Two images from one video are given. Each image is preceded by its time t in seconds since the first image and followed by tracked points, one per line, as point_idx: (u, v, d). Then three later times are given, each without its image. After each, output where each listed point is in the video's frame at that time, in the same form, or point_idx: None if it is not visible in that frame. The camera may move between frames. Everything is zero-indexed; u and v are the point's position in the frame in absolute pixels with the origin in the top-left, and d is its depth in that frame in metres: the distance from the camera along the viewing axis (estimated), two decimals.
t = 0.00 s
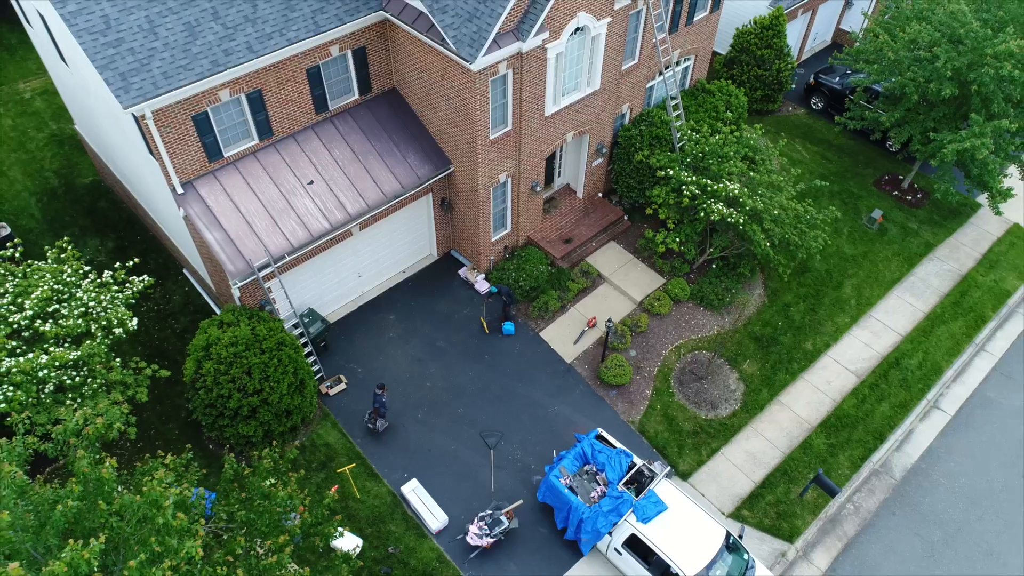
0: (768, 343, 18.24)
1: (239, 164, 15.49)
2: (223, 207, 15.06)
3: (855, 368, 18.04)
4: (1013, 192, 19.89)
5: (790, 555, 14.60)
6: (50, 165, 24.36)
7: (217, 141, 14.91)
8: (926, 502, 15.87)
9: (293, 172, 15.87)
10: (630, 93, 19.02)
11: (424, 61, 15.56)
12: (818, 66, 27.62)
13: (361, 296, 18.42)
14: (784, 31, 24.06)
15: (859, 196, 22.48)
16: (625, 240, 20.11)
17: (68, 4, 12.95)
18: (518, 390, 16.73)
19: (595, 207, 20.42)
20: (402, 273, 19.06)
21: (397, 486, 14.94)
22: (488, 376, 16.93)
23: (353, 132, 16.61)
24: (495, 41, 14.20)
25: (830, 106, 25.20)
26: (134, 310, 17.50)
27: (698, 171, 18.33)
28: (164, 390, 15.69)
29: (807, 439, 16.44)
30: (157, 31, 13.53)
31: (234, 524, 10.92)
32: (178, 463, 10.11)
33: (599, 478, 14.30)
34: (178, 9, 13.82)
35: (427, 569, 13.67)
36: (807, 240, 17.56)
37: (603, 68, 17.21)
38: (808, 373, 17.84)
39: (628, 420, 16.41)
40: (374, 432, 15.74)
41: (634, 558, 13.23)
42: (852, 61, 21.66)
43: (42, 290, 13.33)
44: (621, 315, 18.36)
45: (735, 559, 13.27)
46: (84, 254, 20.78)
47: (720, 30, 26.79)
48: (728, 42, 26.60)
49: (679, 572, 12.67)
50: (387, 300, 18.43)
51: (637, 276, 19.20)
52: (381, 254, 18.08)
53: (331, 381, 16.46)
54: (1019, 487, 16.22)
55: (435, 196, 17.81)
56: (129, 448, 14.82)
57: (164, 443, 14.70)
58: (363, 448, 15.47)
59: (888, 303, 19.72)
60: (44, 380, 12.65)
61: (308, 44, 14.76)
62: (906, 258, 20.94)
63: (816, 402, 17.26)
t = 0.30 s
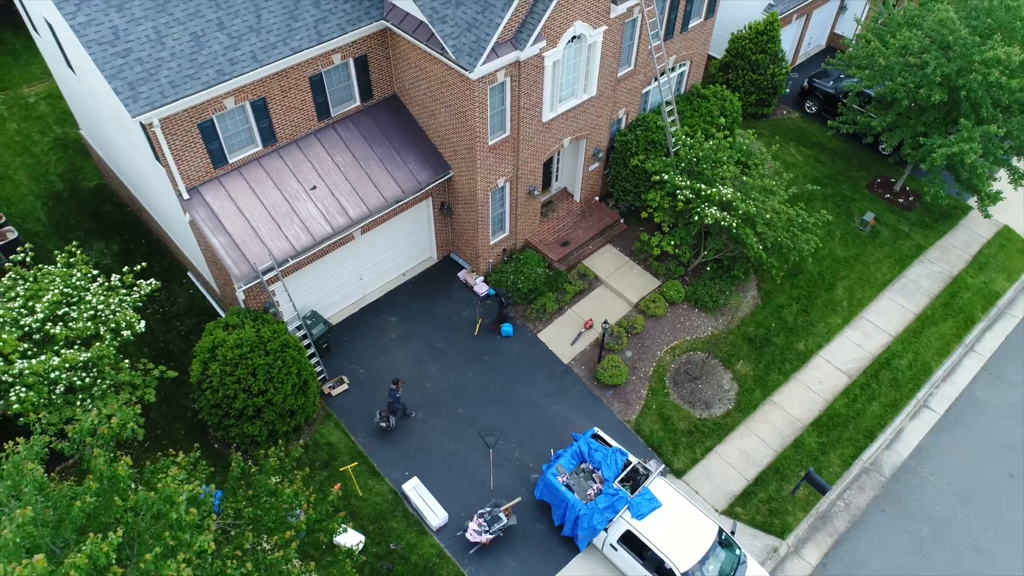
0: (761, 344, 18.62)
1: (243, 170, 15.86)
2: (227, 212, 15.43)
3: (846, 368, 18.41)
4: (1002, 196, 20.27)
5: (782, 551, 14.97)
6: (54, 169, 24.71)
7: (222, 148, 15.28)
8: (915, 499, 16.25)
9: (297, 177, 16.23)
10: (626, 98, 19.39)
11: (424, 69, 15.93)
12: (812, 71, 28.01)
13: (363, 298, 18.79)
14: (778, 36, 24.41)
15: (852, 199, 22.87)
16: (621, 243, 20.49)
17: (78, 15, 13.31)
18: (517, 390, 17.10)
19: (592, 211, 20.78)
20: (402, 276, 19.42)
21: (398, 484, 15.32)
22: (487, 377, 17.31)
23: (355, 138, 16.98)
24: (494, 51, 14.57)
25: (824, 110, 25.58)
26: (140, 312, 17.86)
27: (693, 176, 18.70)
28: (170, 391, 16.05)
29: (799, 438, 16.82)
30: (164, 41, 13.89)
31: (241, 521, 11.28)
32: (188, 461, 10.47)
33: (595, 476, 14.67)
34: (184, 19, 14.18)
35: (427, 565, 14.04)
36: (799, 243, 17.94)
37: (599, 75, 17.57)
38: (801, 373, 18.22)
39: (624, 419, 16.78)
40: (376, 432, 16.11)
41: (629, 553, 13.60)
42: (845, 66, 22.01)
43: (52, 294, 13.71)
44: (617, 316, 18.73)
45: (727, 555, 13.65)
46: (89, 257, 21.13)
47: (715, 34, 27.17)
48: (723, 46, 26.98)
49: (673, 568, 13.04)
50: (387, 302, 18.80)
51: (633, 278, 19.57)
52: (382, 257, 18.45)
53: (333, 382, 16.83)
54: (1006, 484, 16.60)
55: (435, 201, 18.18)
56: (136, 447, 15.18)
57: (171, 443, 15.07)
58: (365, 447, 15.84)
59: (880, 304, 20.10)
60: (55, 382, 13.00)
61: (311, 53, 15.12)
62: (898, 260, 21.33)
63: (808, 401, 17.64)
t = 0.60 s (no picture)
0: (754, 345, 19.02)
1: (248, 176, 16.24)
2: (233, 217, 15.81)
3: (838, 368, 18.81)
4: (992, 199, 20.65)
5: (773, 547, 15.35)
6: (60, 172, 25.10)
7: (227, 154, 15.66)
8: (904, 496, 16.64)
9: (300, 183, 16.61)
10: (622, 104, 19.77)
11: (424, 76, 16.30)
12: (806, 74, 28.43)
13: (364, 300, 19.16)
14: (772, 41, 24.80)
15: (845, 202, 23.26)
16: (617, 245, 20.87)
17: (88, 26, 13.68)
18: (515, 390, 17.48)
19: (589, 214, 21.16)
20: (403, 278, 19.80)
21: (399, 482, 15.69)
22: (486, 377, 17.68)
23: (356, 144, 17.35)
24: (492, 59, 14.95)
25: (818, 113, 25.98)
26: (146, 314, 18.23)
27: (687, 180, 19.08)
28: (176, 391, 16.43)
29: (791, 436, 17.21)
30: (171, 50, 14.26)
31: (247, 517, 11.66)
32: (198, 459, 10.85)
33: (591, 474, 15.05)
34: (191, 29, 14.55)
35: (428, 560, 14.42)
36: (791, 246, 18.32)
37: (595, 81, 17.94)
38: (793, 373, 18.61)
39: (620, 418, 17.16)
40: (378, 431, 16.50)
41: (624, 549, 13.99)
42: (837, 71, 22.38)
43: (63, 296, 14.07)
44: (614, 318, 19.10)
45: (720, 550, 14.04)
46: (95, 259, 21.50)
47: (711, 39, 27.58)
48: (719, 51, 27.39)
49: (667, 563, 13.42)
50: (388, 304, 19.17)
51: (630, 280, 19.95)
52: (383, 260, 18.82)
53: (336, 382, 17.22)
54: (993, 482, 16.99)
55: (435, 205, 18.56)
56: (143, 446, 15.55)
57: (178, 442, 15.44)
58: (367, 446, 16.22)
59: (871, 305, 20.49)
60: (66, 382, 13.36)
61: (314, 62, 15.50)
62: (889, 262, 21.72)
63: (800, 401, 18.03)
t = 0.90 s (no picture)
0: (748, 345, 19.41)
1: (252, 181, 16.61)
2: (238, 221, 16.19)
3: (830, 368, 19.21)
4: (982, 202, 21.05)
5: (766, 543, 15.75)
6: (65, 176, 25.53)
7: (233, 160, 16.04)
8: (894, 493, 17.04)
9: (303, 188, 16.99)
10: (619, 109, 20.16)
11: (425, 84, 16.69)
12: (801, 79, 28.83)
13: (366, 302, 19.55)
14: (767, 46, 25.18)
15: (838, 205, 23.65)
16: (614, 248, 21.27)
17: (98, 36, 14.07)
18: (515, 390, 17.88)
19: (586, 217, 21.57)
20: (404, 280, 20.19)
21: (401, 480, 16.08)
22: (486, 377, 18.08)
23: (358, 149, 17.74)
24: (491, 68, 15.35)
25: (812, 117, 26.37)
26: (153, 316, 18.62)
27: (683, 184, 19.47)
28: (183, 391, 16.81)
29: (783, 435, 17.61)
30: (178, 60, 14.65)
31: (255, 513, 12.05)
32: (207, 457, 11.25)
33: (589, 472, 15.45)
34: (198, 39, 14.94)
35: (429, 556, 14.80)
36: (784, 249, 18.70)
37: (592, 88, 18.33)
38: (786, 373, 19.00)
39: (617, 418, 17.56)
40: (380, 430, 16.89)
41: (620, 544, 14.38)
42: (831, 77, 22.75)
43: (73, 300, 14.45)
44: (611, 319, 19.50)
45: (713, 546, 14.43)
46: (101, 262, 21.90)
47: (707, 44, 27.99)
48: (714, 55, 27.81)
49: (661, 558, 13.80)
50: (390, 306, 19.57)
51: (626, 282, 20.36)
52: (385, 263, 19.21)
53: (339, 382, 17.60)
54: (982, 479, 17.39)
55: (435, 209, 18.94)
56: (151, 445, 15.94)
57: (185, 441, 15.83)
58: (370, 445, 16.61)
59: (864, 307, 20.88)
60: (77, 383, 13.73)
61: (317, 70, 15.89)
62: (882, 264, 22.11)
63: (793, 400, 18.43)
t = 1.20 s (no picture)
0: (742, 346, 19.81)
1: (257, 186, 17.00)
2: (243, 226, 16.58)
3: (823, 368, 19.61)
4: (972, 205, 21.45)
5: (758, 539, 16.14)
6: (71, 180, 25.97)
7: (238, 166, 16.43)
8: (884, 490, 17.43)
9: (307, 193, 17.38)
10: (615, 115, 20.56)
11: (425, 91, 17.09)
12: (795, 83, 29.24)
13: (368, 304, 19.94)
14: (762, 51, 25.59)
15: (832, 207, 24.05)
16: (611, 250, 21.66)
17: (107, 46, 14.45)
18: (513, 390, 18.27)
19: (584, 220, 21.96)
20: (405, 282, 20.58)
21: (402, 477, 16.47)
22: (485, 378, 18.47)
23: (360, 155, 18.12)
24: (490, 76, 15.73)
25: (806, 121, 26.77)
26: (159, 318, 19.02)
27: (678, 188, 19.85)
28: (189, 391, 17.21)
29: (776, 434, 18.01)
30: (185, 69, 15.04)
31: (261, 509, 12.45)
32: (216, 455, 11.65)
33: (585, 469, 15.83)
34: (204, 48, 15.33)
35: (430, 552, 15.19)
36: (778, 251, 19.09)
37: (589, 94, 18.71)
38: (780, 374, 19.40)
39: (614, 417, 17.95)
40: (382, 429, 17.29)
41: (616, 540, 14.77)
42: (824, 82, 23.15)
43: (84, 302, 14.83)
44: (607, 321, 19.89)
45: (707, 541, 14.83)
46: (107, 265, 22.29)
47: (703, 48, 28.39)
48: (710, 60, 28.22)
49: (655, 553, 14.20)
50: (391, 308, 19.96)
51: (623, 284, 20.76)
52: (386, 266, 19.60)
53: (341, 382, 18.00)
54: (970, 476, 17.79)
55: (435, 213, 19.33)
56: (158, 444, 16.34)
57: (191, 440, 16.22)
58: (372, 444, 17.00)
59: (856, 308, 21.29)
60: (88, 384, 14.11)
61: (321, 78, 16.28)
62: (874, 266, 22.51)
63: (786, 400, 18.82)
